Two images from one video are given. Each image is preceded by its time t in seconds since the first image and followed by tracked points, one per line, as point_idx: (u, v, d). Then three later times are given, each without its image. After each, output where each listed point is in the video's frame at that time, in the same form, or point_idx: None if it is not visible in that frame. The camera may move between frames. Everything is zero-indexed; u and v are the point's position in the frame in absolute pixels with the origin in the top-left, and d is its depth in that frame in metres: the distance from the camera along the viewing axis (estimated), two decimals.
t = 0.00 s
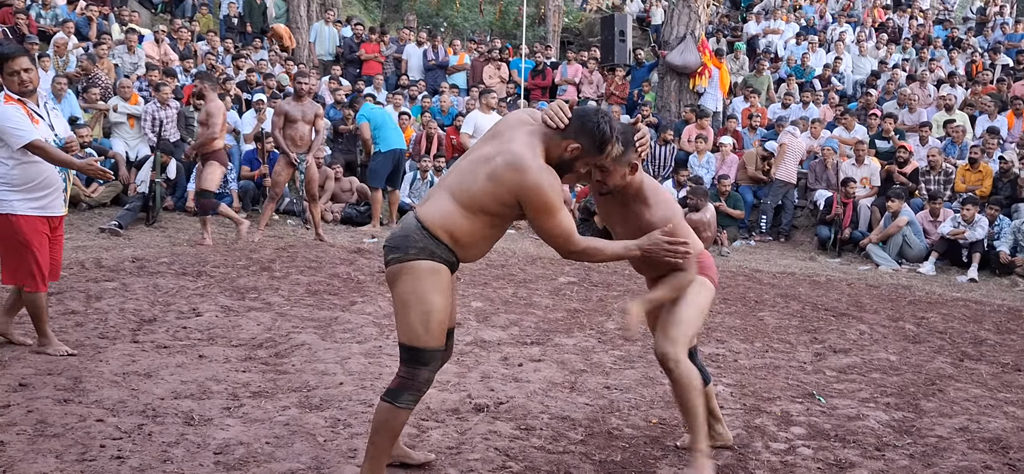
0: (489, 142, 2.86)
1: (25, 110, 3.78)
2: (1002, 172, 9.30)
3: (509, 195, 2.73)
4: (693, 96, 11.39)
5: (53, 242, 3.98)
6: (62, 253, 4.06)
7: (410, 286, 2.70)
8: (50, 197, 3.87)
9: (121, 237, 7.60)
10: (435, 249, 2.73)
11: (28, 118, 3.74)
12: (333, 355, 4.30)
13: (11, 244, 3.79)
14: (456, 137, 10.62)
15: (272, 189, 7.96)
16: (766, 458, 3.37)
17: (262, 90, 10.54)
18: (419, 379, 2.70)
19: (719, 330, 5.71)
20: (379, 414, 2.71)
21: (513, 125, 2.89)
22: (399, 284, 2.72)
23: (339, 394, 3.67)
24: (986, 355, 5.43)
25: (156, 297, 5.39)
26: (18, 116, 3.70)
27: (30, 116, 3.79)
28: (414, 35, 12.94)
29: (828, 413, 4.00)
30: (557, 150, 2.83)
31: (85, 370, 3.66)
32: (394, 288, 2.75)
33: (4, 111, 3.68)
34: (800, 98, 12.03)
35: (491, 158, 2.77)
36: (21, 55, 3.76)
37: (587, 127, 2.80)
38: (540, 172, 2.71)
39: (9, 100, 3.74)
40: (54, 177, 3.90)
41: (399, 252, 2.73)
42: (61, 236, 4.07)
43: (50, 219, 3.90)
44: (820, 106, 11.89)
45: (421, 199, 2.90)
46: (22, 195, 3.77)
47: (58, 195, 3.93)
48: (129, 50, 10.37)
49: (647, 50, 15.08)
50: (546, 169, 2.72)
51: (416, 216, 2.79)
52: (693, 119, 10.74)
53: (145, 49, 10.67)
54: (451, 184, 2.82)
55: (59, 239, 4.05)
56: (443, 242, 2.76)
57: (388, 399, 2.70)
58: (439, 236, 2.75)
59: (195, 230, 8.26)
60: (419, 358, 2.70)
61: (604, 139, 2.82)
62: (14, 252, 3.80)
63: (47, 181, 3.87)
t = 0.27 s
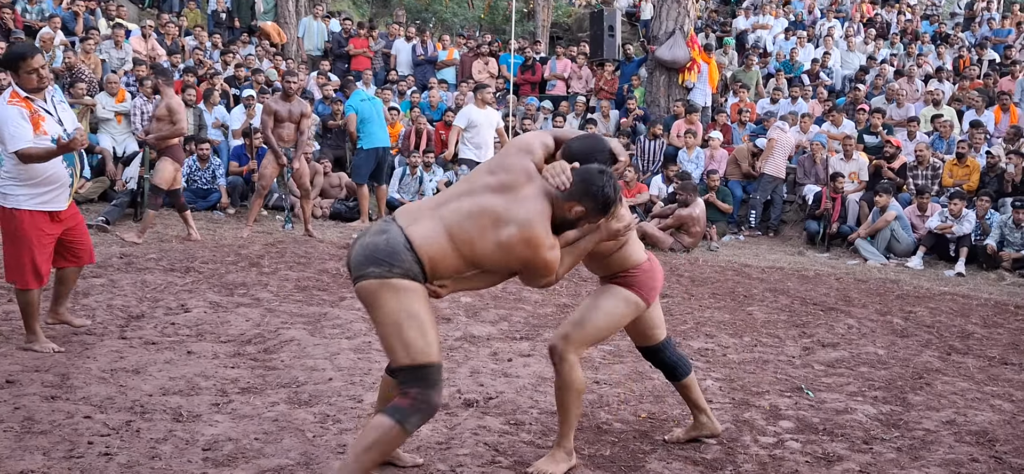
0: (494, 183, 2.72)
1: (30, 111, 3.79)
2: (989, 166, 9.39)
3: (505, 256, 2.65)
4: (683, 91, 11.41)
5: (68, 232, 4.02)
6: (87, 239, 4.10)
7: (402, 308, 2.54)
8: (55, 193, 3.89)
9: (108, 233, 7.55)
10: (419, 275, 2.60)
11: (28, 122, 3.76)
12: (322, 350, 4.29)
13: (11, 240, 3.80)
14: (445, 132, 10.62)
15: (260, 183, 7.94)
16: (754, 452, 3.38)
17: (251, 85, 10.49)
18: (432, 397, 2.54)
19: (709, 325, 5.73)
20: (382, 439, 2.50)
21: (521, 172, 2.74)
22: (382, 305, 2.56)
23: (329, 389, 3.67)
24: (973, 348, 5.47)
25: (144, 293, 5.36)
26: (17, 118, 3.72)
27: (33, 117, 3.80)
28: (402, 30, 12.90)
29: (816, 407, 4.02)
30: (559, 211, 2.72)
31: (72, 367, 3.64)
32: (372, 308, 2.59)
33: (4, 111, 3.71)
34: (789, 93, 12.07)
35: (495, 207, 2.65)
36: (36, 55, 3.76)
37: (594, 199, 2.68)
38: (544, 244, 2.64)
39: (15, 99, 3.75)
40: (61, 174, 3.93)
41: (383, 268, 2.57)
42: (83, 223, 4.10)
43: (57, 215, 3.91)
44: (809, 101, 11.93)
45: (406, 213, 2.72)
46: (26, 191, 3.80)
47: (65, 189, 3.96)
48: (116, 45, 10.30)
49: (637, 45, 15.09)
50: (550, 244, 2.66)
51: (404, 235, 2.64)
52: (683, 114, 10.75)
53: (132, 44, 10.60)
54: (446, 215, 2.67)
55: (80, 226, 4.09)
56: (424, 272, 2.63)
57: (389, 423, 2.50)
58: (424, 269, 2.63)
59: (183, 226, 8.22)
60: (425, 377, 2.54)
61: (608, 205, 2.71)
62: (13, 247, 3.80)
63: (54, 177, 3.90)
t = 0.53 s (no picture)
0: (468, 206, 2.47)
1: (47, 105, 3.85)
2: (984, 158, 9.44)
3: (482, 291, 2.40)
4: (678, 83, 11.41)
5: (79, 232, 4.02)
6: (95, 239, 4.10)
7: (371, 330, 2.31)
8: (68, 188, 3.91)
9: (103, 227, 7.53)
10: (389, 296, 2.34)
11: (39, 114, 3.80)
12: (319, 344, 4.29)
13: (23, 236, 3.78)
14: (441, 126, 10.62)
15: (255, 178, 7.93)
16: (751, 443, 3.39)
17: (246, 79, 10.46)
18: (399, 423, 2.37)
19: (705, 317, 5.74)
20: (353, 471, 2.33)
21: (496, 199, 2.52)
22: (346, 327, 2.31)
23: (326, 383, 3.66)
24: (968, 340, 5.49)
25: (140, 287, 5.35)
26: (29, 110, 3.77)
27: (49, 112, 3.85)
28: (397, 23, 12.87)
29: (813, 399, 4.03)
30: (528, 254, 2.53)
31: (69, 361, 3.64)
32: (334, 329, 2.34)
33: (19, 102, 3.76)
34: (784, 86, 12.08)
35: (471, 230, 2.40)
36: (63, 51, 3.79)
37: (563, 238, 2.52)
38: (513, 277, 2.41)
39: (35, 92, 3.81)
40: (75, 170, 3.94)
41: (353, 286, 2.30)
42: (94, 224, 4.11)
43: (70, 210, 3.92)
44: (805, 93, 11.93)
45: (372, 224, 2.44)
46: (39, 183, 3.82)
47: (80, 186, 3.97)
48: (110, 40, 10.26)
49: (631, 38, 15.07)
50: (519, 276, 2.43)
51: (372, 248, 2.36)
52: (678, 107, 10.75)
53: (126, 38, 10.55)
54: (417, 232, 2.39)
55: (91, 226, 4.09)
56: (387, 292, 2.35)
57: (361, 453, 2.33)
58: (388, 288, 2.35)
59: (179, 220, 8.20)
60: (393, 403, 2.35)
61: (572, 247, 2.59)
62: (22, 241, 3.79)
63: (67, 172, 3.90)
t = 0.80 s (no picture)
0: (442, 162, 2.59)
1: (61, 95, 3.83)
2: (985, 150, 9.43)
3: (486, 229, 2.52)
4: (679, 76, 11.40)
5: (91, 222, 4.04)
6: (105, 234, 4.13)
7: (375, 306, 2.29)
8: (77, 179, 3.87)
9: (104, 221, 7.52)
10: (395, 266, 2.36)
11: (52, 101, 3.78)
12: (321, 337, 4.29)
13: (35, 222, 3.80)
14: (441, 119, 10.61)
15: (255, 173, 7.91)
16: (755, 436, 3.39)
17: (246, 73, 10.44)
18: (384, 406, 2.35)
19: (707, 310, 5.74)
20: (338, 453, 2.29)
21: (465, 150, 2.65)
22: (349, 300, 2.29)
23: (329, 376, 3.66)
24: (971, 332, 5.49)
25: (142, 281, 5.35)
26: (42, 99, 3.75)
27: (62, 102, 3.82)
28: (397, 16, 12.85)
29: (816, 391, 4.03)
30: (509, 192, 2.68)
31: (72, 355, 3.64)
32: (335, 304, 2.31)
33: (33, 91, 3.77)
34: (785, 78, 12.06)
35: (455, 182, 2.51)
36: (83, 45, 3.88)
37: (536, 168, 2.70)
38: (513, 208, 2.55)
39: (52, 84, 3.84)
40: (83, 161, 3.89)
41: (359, 258, 2.30)
42: (106, 216, 4.13)
43: (79, 201, 3.90)
44: (806, 85, 11.91)
45: (359, 202, 2.48)
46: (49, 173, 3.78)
47: (89, 178, 3.92)
48: (110, 33, 10.24)
49: (632, 31, 15.03)
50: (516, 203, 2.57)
51: (371, 220, 2.39)
52: (679, 99, 10.74)
53: (126, 31, 10.53)
54: (408, 197, 2.47)
55: (102, 218, 4.11)
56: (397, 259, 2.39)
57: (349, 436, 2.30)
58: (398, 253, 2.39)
59: (180, 214, 8.19)
60: (384, 384, 2.33)
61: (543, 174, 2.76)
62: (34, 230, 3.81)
63: (76, 163, 3.86)
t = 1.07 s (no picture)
0: (441, 146, 2.66)
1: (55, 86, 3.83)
2: (986, 142, 9.43)
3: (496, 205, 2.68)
4: (679, 68, 11.38)
5: (94, 214, 4.03)
6: (109, 226, 4.11)
7: (397, 292, 2.35)
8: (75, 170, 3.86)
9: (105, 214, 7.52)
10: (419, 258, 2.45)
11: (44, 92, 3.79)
12: (322, 330, 4.29)
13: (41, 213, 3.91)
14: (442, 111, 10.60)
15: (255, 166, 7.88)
16: (755, 428, 3.39)
17: (246, 65, 10.43)
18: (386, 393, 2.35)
19: (707, 302, 5.74)
20: (337, 430, 2.27)
21: (458, 130, 2.72)
22: (373, 286, 2.34)
23: (330, 369, 3.67)
24: (971, 324, 5.49)
25: (143, 274, 5.35)
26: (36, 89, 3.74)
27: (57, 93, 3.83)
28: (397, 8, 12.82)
29: (816, 383, 4.03)
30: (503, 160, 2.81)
31: (72, 348, 3.64)
32: (358, 287, 2.36)
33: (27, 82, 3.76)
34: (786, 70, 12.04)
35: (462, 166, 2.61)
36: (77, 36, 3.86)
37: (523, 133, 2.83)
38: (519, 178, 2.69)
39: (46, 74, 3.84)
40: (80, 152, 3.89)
41: (388, 249, 2.37)
42: (110, 208, 4.11)
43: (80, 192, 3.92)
44: (807, 77, 11.89)
45: (373, 195, 2.53)
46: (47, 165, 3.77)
47: (88, 169, 3.93)
48: (110, 26, 10.21)
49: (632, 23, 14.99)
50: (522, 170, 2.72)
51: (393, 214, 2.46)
52: (680, 92, 10.73)
53: (126, 24, 10.51)
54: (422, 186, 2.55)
55: (106, 210, 4.09)
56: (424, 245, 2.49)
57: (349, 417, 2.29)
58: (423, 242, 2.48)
59: (180, 207, 8.19)
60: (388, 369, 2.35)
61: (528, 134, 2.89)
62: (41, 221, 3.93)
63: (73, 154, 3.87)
